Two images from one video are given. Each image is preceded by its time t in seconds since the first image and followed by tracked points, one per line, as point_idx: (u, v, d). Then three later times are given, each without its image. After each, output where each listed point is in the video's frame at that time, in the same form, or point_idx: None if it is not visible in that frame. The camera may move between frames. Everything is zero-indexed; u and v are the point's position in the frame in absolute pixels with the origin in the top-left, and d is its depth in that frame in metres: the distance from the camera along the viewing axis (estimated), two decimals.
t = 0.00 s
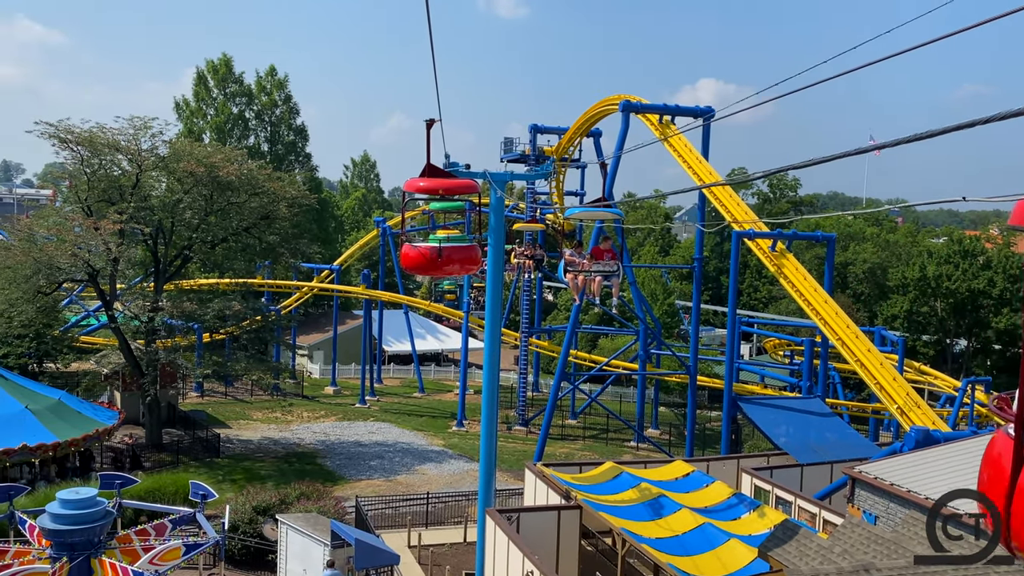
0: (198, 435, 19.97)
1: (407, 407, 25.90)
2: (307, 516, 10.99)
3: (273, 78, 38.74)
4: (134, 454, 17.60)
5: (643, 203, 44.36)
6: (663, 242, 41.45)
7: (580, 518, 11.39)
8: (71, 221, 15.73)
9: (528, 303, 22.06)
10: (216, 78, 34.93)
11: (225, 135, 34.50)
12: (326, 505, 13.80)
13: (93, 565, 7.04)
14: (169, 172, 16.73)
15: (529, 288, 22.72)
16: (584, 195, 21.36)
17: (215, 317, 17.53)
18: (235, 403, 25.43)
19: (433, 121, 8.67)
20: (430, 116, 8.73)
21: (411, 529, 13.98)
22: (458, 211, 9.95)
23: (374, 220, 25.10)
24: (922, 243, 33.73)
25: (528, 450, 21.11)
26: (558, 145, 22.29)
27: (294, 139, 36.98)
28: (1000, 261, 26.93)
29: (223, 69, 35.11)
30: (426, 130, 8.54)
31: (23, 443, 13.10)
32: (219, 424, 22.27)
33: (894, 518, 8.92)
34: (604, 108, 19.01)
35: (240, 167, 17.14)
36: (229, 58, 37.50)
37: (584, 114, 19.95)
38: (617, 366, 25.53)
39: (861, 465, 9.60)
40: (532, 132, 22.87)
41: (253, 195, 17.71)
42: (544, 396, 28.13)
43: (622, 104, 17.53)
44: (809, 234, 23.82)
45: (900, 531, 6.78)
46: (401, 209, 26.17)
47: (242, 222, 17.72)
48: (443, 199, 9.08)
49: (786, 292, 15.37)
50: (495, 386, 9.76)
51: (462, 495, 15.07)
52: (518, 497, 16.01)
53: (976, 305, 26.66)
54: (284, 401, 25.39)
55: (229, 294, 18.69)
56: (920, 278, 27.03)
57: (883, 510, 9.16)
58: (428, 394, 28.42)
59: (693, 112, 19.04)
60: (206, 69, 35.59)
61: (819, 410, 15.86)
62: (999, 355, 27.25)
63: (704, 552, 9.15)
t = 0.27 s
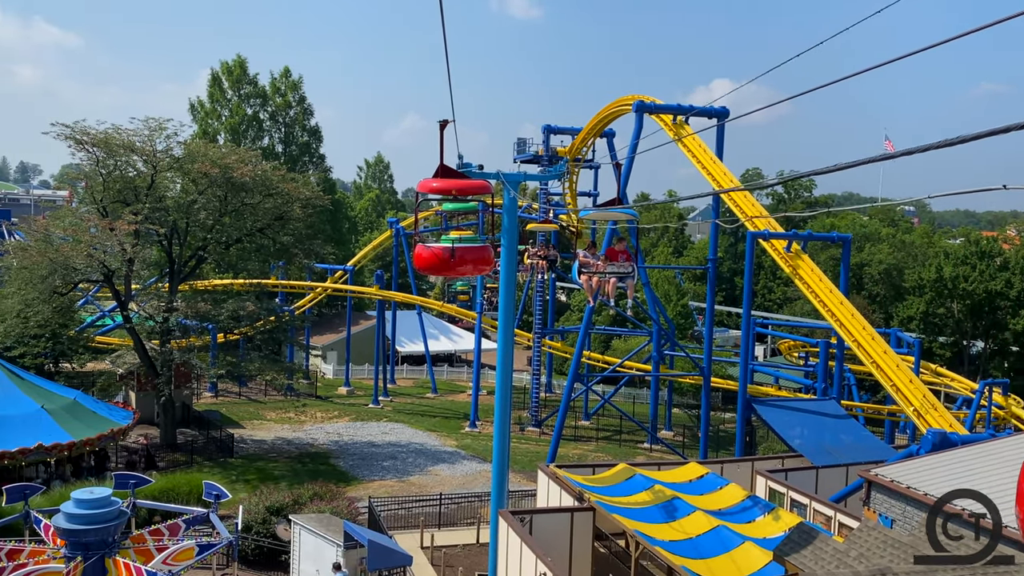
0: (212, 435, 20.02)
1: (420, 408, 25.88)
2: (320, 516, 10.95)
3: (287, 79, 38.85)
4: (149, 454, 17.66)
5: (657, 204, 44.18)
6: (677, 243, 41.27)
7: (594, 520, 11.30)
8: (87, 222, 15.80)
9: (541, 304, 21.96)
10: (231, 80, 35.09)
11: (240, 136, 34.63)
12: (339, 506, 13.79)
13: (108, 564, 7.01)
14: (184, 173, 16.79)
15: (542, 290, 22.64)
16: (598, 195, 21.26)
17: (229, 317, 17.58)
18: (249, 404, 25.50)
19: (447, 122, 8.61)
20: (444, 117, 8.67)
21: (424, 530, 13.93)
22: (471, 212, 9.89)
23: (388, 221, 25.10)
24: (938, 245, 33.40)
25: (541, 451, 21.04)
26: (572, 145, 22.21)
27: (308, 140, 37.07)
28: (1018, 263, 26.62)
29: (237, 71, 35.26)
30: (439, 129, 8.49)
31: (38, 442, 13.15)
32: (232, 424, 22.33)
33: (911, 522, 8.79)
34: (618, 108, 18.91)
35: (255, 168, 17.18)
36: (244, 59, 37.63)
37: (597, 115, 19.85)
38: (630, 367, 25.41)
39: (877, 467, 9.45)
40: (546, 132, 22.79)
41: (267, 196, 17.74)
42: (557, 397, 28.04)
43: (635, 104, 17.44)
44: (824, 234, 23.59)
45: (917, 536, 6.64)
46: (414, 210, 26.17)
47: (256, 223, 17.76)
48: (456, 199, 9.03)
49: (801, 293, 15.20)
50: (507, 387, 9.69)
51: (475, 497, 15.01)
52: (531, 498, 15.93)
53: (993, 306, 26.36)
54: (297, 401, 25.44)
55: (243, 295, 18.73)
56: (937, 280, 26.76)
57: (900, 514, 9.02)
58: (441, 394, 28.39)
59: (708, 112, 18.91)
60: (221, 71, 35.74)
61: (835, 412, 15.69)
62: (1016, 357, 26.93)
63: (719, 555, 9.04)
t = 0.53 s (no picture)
0: (228, 435, 20.08)
1: (435, 408, 25.85)
2: (335, 517, 10.91)
3: (304, 81, 38.97)
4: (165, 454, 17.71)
5: (673, 204, 43.95)
6: (693, 244, 41.04)
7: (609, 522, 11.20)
8: (105, 223, 15.87)
9: (557, 305, 21.87)
10: (248, 81, 35.25)
11: (257, 138, 34.77)
12: (355, 506, 13.77)
13: (124, 564, 7.01)
14: (201, 174, 16.84)
15: (557, 291, 22.55)
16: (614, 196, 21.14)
17: (246, 318, 17.62)
18: (265, 404, 25.57)
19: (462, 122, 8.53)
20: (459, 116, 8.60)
21: (438, 531, 13.88)
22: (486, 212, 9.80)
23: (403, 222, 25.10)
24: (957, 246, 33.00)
25: (556, 453, 20.95)
26: (587, 146, 22.09)
27: (325, 141, 37.17)
28: None
29: (254, 72, 35.42)
30: (454, 130, 8.42)
31: (56, 442, 13.18)
32: (248, 424, 22.40)
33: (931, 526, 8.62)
34: (634, 108, 18.79)
35: (271, 169, 17.21)
36: (261, 61, 37.80)
37: (613, 115, 19.73)
38: (646, 368, 25.25)
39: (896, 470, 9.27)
40: (561, 133, 22.69)
41: (284, 197, 17.76)
42: (572, 398, 27.93)
43: (652, 104, 17.31)
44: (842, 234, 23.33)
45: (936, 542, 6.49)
46: (429, 210, 26.14)
47: (272, 224, 17.79)
48: (471, 200, 8.96)
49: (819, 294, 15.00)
50: (522, 387, 9.60)
51: (490, 498, 14.94)
52: (547, 500, 15.84)
53: (1013, 308, 26.00)
54: (313, 402, 25.48)
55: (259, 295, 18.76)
56: (956, 281, 26.42)
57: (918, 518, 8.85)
58: (456, 395, 28.35)
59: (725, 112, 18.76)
60: (238, 73, 35.90)
61: (853, 414, 15.48)
62: None
63: (736, 559, 8.92)
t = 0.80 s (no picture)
0: (247, 435, 20.14)
1: (452, 410, 25.82)
2: (352, 518, 10.85)
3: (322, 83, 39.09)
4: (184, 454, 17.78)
5: (691, 205, 43.68)
6: (712, 246, 40.75)
7: (626, 525, 11.08)
8: (125, 224, 15.95)
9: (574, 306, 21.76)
10: (267, 83, 35.41)
11: (276, 139, 34.92)
12: (372, 507, 13.75)
13: (143, 564, 7.01)
14: (220, 175, 16.90)
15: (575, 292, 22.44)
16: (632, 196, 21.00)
17: (264, 318, 17.67)
18: (283, 404, 25.65)
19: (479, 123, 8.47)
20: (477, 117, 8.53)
21: (455, 532, 13.82)
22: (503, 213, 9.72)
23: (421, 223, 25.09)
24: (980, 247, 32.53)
25: (573, 455, 20.84)
26: (605, 146, 21.97)
27: (343, 142, 37.26)
28: None
29: (274, 74, 35.57)
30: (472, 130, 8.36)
31: (76, 442, 13.24)
32: (267, 424, 22.48)
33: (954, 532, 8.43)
34: (653, 108, 18.65)
35: (290, 171, 17.25)
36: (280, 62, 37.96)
37: (632, 115, 19.60)
38: (664, 370, 25.07)
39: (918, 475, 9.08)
40: (579, 133, 22.58)
41: (302, 198, 17.80)
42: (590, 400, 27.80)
43: (670, 104, 17.17)
44: (862, 235, 23.04)
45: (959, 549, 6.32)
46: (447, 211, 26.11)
47: (291, 225, 17.83)
48: (488, 201, 8.90)
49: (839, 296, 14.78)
50: (539, 388, 9.52)
51: (507, 500, 14.86)
52: (564, 502, 15.74)
53: None
54: (331, 402, 25.52)
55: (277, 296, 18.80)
56: (979, 283, 26.04)
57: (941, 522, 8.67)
58: (473, 396, 28.30)
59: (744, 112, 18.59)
60: (257, 74, 36.07)
61: (874, 417, 15.25)
62: None
63: (755, 563, 8.79)
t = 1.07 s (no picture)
0: (267, 435, 20.22)
1: (471, 411, 25.78)
2: (372, 519, 10.77)
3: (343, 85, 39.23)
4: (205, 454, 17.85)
5: (712, 206, 43.37)
6: (733, 247, 40.43)
7: (646, 528, 10.94)
8: (148, 225, 16.04)
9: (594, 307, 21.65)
10: (289, 85, 35.60)
11: (297, 141, 35.09)
12: (391, 508, 13.73)
13: (164, 564, 6.98)
14: (242, 177, 16.97)
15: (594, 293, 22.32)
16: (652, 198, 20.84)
17: (284, 319, 17.71)
18: (304, 405, 25.74)
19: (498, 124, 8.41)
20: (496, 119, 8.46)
21: (475, 534, 13.76)
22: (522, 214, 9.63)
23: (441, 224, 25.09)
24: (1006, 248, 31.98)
25: (593, 457, 20.73)
26: (625, 147, 21.83)
27: (363, 144, 37.37)
28: None
29: (295, 76, 35.75)
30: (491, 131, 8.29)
31: (98, 441, 13.30)
32: (287, 424, 22.56)
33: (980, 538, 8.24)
34: (674, 109, 18.50)
35: (310, 172, 17.29)
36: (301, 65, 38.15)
37: (652, 116, 19.45)
38: (685, 372, 24.87)
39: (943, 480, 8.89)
40: (599, 134, 22.47)
41: (322, 200, 17.83)
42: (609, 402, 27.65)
43: (691, 104, 17.02)
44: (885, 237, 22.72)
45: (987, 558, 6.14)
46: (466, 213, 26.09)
47: (311, 227, 17.86)
48: (508, 202, 8.83)
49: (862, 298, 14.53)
50: (558, 390, 9.42)
51: (527, 502, 14.77)
52: (584, 504, 15.62)
53: None
54: (350, 403, 25.57)
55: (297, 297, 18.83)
56: (1005, 285, 25.62)
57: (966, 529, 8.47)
58: (492, 397, 28.24)
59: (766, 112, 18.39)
60: (279, 76, 36.26)
61: (897, 421, 14.99)
62: None
63: (776, 567, 8.64)
